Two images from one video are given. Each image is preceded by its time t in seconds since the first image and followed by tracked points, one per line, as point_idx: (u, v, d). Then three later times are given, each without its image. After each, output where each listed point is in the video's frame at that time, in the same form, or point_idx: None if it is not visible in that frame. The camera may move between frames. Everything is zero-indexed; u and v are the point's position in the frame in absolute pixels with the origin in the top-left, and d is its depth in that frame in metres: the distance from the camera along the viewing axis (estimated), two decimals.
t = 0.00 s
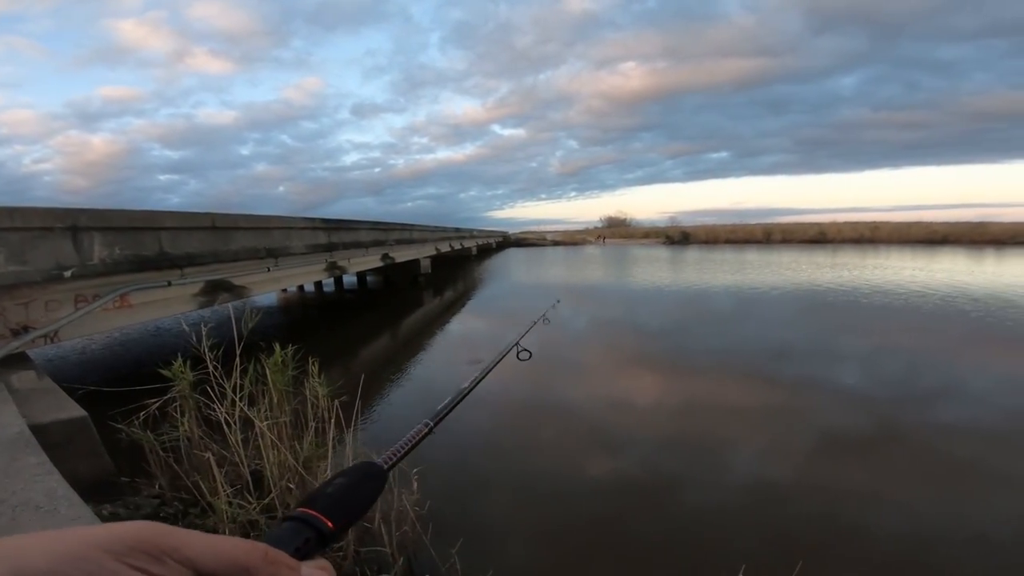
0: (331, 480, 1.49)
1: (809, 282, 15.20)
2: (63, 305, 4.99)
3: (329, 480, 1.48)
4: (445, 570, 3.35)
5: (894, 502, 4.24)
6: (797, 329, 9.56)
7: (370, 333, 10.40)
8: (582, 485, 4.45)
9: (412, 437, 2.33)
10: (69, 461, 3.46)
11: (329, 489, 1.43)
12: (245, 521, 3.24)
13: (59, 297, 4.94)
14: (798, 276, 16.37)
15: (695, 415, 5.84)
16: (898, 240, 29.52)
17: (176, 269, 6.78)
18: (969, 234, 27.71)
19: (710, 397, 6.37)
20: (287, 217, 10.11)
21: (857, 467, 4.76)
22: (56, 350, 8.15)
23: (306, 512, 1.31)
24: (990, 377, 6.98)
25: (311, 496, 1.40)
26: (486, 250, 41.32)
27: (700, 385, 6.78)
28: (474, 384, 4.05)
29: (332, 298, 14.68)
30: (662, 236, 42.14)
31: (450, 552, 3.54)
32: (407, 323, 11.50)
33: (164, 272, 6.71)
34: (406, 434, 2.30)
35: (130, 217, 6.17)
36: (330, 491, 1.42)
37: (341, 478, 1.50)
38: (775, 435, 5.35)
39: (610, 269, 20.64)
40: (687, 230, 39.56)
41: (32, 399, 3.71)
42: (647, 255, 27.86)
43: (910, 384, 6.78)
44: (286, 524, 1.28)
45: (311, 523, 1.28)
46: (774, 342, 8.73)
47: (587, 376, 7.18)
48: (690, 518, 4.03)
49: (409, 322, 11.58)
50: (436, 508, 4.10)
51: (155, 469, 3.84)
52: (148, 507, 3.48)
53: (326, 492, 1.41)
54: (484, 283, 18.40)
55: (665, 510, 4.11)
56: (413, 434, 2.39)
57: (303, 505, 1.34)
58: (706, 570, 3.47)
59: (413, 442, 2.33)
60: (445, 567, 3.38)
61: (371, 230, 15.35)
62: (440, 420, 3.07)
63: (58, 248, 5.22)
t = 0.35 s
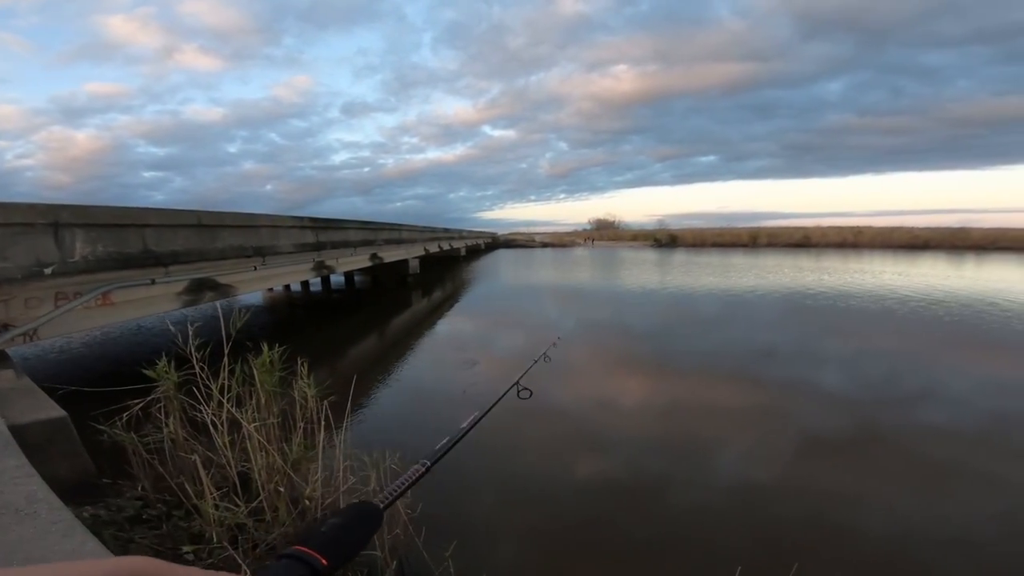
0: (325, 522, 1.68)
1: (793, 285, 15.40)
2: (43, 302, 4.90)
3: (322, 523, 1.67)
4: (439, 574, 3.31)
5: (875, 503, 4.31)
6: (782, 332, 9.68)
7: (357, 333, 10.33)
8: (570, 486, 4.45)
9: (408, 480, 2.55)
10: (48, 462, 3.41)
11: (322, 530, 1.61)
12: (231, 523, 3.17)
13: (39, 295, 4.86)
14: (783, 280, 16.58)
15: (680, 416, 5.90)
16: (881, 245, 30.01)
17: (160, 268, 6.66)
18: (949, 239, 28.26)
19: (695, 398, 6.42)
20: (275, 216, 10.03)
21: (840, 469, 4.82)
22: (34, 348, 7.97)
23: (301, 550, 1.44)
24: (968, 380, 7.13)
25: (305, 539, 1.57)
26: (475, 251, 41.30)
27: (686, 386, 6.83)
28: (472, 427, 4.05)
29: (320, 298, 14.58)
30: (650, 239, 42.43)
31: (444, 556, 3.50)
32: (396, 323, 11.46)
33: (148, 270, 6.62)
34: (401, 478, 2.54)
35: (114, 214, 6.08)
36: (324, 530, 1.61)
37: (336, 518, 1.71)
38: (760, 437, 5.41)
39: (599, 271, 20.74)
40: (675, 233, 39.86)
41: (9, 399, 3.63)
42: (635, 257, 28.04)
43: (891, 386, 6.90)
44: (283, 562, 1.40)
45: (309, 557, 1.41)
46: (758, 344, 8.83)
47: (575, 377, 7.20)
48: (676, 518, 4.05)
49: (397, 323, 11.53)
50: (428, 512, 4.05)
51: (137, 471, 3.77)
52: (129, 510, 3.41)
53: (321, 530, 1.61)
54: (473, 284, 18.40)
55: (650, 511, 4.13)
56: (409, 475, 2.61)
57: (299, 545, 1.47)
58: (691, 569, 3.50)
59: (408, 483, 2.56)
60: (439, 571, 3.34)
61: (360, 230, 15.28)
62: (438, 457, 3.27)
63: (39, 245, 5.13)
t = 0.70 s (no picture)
0: (319, 516, 1.81)
1: (780, 289, 15.57)
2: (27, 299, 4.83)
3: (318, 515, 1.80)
4: None
5: (857, 504, 4.36)
6: (768, 335, 9.78)
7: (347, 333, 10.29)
8: (558, 487, 4.47)
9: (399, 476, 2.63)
10: (30, 463, 3.35)
11: (318, 523, 1.75)
12: (223, 525, 3.15)
13: (23, 291, 4.77)
14: (770, 284, 16.76)
15: (668, 418, 5.94)
16: (866, 250, 30.43)
17: (147, 265, 6.60)
18: (933, 246, 28.74)
19: (683, 400, 6.47)
20: (265, 214, 9.96)
21: (824, 471, 4.88)
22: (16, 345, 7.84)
23: (299, 543, 1.58)
24: (950, 384, 7.24)
25: (302, 531, 1.70)
26: (466, 252, 41.27)
27: (674, 388, 6.88)
28: (459, 427, 4.03)
29: (308, 297, 14.49)
30: (640, 241, 42.67)
31: (439, 559, 3.48)
32: (386, 324, 11.42)
33: (135, 267, 6.54)
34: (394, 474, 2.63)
35: (102, 210, 6.01)
36: (320, 524, 1.75)
37: (330, 512, 1.84)
38: (745, 438, 5.46)
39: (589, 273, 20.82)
40: (665, 237, 40.10)
41: None
42: (625, 260, 28.17)
43: (875, 390, 6.99)
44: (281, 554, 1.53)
45: (304, 550, 1.55)
46: (745, 347, 8.92)
47: (564, 379, 7.22)
48: (663, 519, 4.08)
49: (386, 323, 11.50)
50: (422, 514, 4.01)
51: (123, 472, 3.72)
52: (115, 511, 3.37)
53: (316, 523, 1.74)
54: (463, 285, 18.39)
55: (637, 511, 4.16)
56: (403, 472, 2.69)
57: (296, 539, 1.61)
58: (677, 570, 3.51)
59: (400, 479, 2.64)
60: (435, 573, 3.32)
61: (350, 229, 15.21)
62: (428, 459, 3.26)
63: (24, 240, 5.04)
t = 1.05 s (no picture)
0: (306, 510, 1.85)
1: (777, 293, 15.57)
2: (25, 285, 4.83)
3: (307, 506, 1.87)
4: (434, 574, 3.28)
5: (846, 508, 4.37)
6: (764, 338, 9.78)
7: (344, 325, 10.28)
8: (553, 485, 4.47)
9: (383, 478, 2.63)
10: (26, 450, 3.36)
11: (306, 514, 1.82)
12: (219, 517, 3.14)
13: (21, 276, 4.76)
14: (767, 287, 16.77)
15: (663, 418, 5.94)
16: (864, 256, 30.45)
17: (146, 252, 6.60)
18: (931, 253, 28.74)
19: (678, 401, 6.47)
20: (267, 204, 9.94)
21: (816, 475, 4.88)
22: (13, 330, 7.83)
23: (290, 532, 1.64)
24: (944, 392, 7.25)
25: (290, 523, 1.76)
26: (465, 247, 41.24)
27: (670, 389, 6.88)
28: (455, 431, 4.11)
29: (307, 289, 14.48)
30: (640, 242, 42.65)
31: (440, 556, 3.47)
32: (383, 317, 11.43)
33: (134, 254, 6.52)
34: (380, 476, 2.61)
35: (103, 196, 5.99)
36: (308, 516, 1.81)
37: (318, 505, 1.89)
38: (739, 440, 5.46)
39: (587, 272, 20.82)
40: (664, 237, 40.05)
41: None
42: (623, 260, 28.15)
43: (869, 395, 7.00)
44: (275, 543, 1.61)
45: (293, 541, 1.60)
46: (741, 349, 8.92)
47: (560, 377, 7.22)
48: (656, 518, 4.08)
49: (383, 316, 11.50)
50: (421, 510, 4.00)
51: (119, 461, 3.72)
52: (109, 502, 3.37)
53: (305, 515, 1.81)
54: (462, 280, 18.39)
55: (631, 511, 4.16)
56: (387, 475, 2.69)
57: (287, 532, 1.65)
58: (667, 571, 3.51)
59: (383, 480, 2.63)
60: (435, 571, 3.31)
61: (351, 222, 15.18)
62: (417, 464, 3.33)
63: (23, 225, 5.02)
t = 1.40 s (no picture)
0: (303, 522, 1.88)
1: (777, 296, 15.53)
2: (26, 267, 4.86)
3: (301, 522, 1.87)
4: (430, 569, 3.29)
5: (836, 512, 4.37)
6: (762, 341, 9.77)
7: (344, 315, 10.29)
8: (547, 482, 4.48)
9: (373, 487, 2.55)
10: (19, 437, 3.37)
11: (301, 530, 1.83)
12: (215, 508, 3.16)
13: (23, 259, 4.80)
14: (767, 290, 16.74)
15: (657, 419, 5.93)
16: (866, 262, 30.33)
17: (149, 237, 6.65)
18: (934, 262, 28.61)
19: (673, 402, 6.48)
20: (270, 192, 9.94)
21: (808, 479, 4.88)
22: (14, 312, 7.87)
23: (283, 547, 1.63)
24: (941, 400, 7.24)
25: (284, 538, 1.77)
26: (467, 241, 41.24)
27: (665, 389, 6.90)
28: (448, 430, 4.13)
29: (307, 278, 14.49)
30: (642, 241, 42.56)
31: (436, 551, 3.48)
32: (383, 308, 11.44)
33: (137, 239, 6.54)
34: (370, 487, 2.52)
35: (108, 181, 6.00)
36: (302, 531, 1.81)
37: (312, 519, 1.90)
38: (733, 443, 5.45)
39: (588, 270, 20.80)
40: (666, 238, 39.98)
41: None
42: (624, 259, 28.11)
43: (864, 401, 6.99)
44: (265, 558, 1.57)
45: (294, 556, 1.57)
46: (738, 352, 8.90)
47: (556, 374, 7.22)
48: (646, 518, 4.09)
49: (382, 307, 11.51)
50: (417, 504, 4.02)
51: (114, 448, 3.74)
52: (101, 490, 3.39)
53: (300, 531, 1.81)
54: (463, 274, 18.39)
55: (624, 510, 4.16)
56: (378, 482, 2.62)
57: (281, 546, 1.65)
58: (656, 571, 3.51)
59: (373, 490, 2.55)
60: (431, 565, 3.31)
61: (354, 212, 15.19)
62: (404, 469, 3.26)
63: (27, 206, 5.03)
